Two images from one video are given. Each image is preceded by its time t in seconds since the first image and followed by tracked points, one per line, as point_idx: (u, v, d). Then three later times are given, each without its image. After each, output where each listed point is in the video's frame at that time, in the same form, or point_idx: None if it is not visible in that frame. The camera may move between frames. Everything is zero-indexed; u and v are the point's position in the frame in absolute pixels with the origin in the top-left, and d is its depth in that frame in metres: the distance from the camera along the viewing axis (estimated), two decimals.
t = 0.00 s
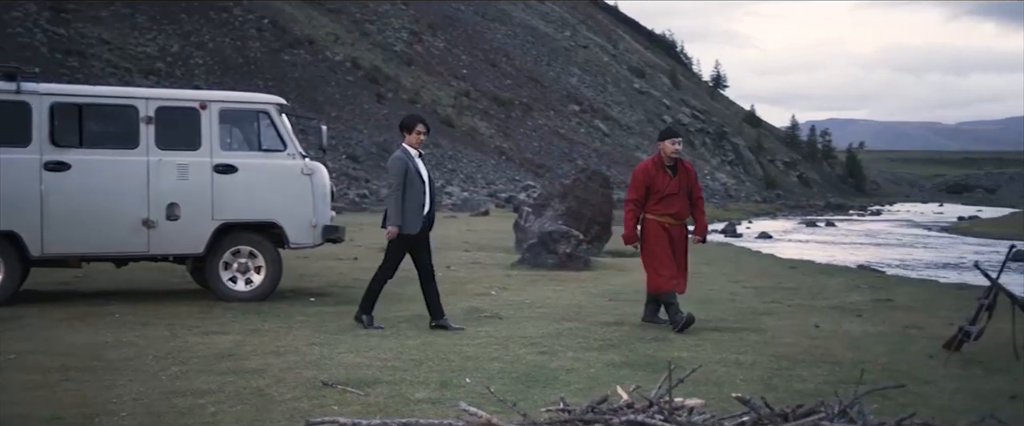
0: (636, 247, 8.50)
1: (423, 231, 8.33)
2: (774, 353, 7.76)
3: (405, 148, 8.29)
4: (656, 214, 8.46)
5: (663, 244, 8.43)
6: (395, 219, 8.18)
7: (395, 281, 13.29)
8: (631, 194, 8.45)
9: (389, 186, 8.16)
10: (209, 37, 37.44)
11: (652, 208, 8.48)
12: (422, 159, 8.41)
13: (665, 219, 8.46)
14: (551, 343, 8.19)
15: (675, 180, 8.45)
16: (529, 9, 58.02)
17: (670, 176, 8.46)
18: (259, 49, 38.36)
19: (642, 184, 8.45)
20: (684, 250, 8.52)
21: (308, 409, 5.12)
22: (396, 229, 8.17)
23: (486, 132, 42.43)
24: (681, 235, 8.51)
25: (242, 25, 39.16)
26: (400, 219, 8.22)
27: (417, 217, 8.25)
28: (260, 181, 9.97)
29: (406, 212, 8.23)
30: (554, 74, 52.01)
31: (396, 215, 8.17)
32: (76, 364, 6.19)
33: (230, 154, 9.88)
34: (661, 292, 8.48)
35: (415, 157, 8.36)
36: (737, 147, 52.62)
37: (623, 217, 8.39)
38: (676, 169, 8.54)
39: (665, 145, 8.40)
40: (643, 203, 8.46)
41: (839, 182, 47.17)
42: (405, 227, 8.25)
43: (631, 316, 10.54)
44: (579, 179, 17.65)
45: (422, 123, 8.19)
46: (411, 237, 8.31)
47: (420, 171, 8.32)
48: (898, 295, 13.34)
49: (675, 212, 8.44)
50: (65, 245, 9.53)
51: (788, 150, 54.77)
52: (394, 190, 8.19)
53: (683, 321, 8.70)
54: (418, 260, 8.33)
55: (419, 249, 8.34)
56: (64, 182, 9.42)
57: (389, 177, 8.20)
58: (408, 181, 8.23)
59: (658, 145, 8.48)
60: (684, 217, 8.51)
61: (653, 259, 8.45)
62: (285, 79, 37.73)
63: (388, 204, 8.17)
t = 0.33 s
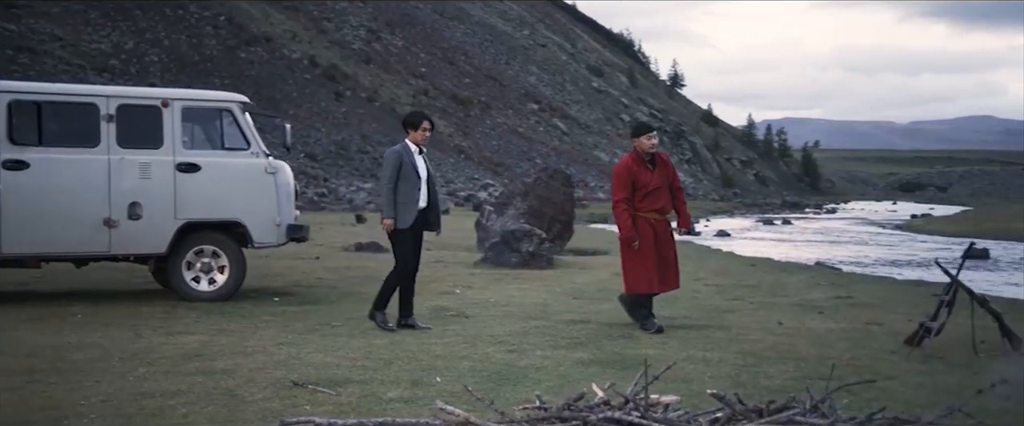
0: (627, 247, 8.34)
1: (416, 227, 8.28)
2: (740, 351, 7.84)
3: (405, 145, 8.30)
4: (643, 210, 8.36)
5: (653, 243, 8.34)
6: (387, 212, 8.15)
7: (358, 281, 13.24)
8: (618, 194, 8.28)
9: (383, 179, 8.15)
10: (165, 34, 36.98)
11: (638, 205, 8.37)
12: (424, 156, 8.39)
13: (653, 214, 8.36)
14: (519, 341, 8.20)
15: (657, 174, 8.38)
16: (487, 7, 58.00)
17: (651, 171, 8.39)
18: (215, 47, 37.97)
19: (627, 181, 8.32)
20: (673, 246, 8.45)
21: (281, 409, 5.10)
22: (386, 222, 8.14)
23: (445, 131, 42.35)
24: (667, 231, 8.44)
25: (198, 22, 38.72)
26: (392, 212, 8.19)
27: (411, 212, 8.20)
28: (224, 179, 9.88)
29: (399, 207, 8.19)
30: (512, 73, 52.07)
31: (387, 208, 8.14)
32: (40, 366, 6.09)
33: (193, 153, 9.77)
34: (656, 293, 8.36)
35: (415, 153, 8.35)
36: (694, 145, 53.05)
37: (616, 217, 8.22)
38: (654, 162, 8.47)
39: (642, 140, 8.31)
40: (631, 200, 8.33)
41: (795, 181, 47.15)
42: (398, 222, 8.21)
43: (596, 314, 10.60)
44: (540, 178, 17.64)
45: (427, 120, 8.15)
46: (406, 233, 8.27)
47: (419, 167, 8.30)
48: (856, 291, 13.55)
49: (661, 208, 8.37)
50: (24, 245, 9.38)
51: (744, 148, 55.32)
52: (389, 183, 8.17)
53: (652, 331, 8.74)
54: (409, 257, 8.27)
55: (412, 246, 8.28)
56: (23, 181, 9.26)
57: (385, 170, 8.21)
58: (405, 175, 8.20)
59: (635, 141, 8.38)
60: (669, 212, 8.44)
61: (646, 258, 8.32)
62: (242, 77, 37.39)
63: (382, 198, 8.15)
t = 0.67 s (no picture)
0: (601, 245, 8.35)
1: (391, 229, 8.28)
2: (699, 348, 7.94)
3: (387, 144, 8.30)
4: (616, 207, 8.38)
5: (626, 241, 8.40)
6: (362, 211, 8.15)
7: (315, 281, 13.18)
8: (597, 190, 8.21)
9: (362, 178, 8.15)
10: (111, 31, 36.39)
11: (612, 202, 8.36)
12: (405, 158, 8.39)
13: (625, 212, 8.41)
14: (479, 341, 8.20)
15: (631, 172, 8.38)
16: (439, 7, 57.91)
17: (625, 168, 8.38)
18: (164, 44, 37.46)
19: (603, 178, 8.26)
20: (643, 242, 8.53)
21: (243, 410, 5.07)
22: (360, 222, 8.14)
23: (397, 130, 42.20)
24: (639, 228, 8.50)
25: (145, 19, 38.20)
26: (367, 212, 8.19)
27: (386, 214, 8.20)
28: (178, 179, 9.75)
29: (375, 208, 8.18)
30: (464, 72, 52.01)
31: (363, 207, 8.13)
32: None
33: (146, 152, 9.63)
34: (627, 290, 8.48)
35: (397, 154, 8.35)
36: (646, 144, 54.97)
37: (596, 215, 8.18)
38: (626, 159, 8.45)
39: (619, 137, 8.26)
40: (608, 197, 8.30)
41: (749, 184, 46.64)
42: (373, 221, 8.21)
43: (554, 313, 10.64)
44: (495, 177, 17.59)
45: (410, 123, 8.13)
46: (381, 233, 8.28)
47: (398, 169, 8.30)
48: (808, 289, 13.78)
49: (634, 205, 8.40)
50: None
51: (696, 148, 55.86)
52: (367, 182, 8.18)
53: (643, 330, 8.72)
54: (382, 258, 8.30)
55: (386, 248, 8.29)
56: None
57: (364, 169, 8.20)
58: (383, 176, 8.20)
59: (611, 137, 8.28)
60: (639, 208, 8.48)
61: (619, 255, 8.42)
62: (191, 75, 36.93)
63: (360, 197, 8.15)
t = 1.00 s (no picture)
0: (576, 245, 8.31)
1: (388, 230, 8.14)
2: (661, 346, 8.02)
3: (373, 145, 8.07)
4: (595, 209, 8.31)
5: (604, 243, 8.31)
6: (361, 218, 7.97)
7: (273, 280, 13.09)
8: (573, 189, 8.19)
9: (356, 182, 7.93)
10: (60, 28, 35.74)
11: (591, 202, 8.31)
12: (390, 156, 8.22)
13: (605, 215, 8.32)
14: (443, 340, 8.21)
15: (615, 173, 8.31)
16: (394, 5, 57.77)
17: (610, 169, 8.32)
18: (115, 42, 36.95)
19: (583, 177, 8.23)
20: (626, 246, 8.39)
21: (211, 412, 5.03)
22: (360, 227, 7.97)
23: (352, 129, 42.05)
24: (620, 231, 8.40)
25: (95, 15, 37.60)
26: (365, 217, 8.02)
27: (383, 216, 8.05)
28: (137, 178, 9.62)
29: (374, 211, 8.03)
30: (420, 72, 51.92)
31: (362, 212, 7.97)
32: None
33: (101, 152, 9.48)
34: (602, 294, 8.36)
35: (382, 153, 8.16)
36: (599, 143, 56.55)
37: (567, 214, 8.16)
38: (614, 161, 8.39)
39: (606, 137, 8.20)
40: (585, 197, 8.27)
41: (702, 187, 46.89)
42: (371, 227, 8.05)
43: (516, 312, 10.67)
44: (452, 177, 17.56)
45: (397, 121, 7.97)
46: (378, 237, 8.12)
47: (386, 168, 8.13)
48: (765, 287, 13.97)
49: (616, 208, 8.31)
50: None
51: (650, 147, 56.40)
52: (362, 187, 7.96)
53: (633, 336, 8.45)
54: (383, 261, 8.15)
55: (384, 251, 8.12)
56: None
57: (356, 172, 7.97)
58: (375, 178, 8.02)
59: (600, 136, 8.26)
60: (622, 211, 8.38)
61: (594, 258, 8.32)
62: (143, 73, 36.44)
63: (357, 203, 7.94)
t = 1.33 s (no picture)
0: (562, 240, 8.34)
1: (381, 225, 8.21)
2: (625, 343, 8.08)
3: (359, 141, 8.10)
4: (580, 204, 8.32)
5: (591, 239, 8.32)
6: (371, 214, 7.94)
7: (232, 280, 12.99)
8: (557, 184, 8.23)
9: (352, 180, 7.93)
10: (7, 23, 35.06)
11: (578, 197, 8.33)
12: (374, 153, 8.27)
13: (590, 211, 8.32)
14: (407, 339, 8.20)
15: (603, 169, 8.29)
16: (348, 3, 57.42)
17: (597, 165, 8.31)
18: (63, 38, 36.30)
19: (568, 172, 8.24)
20: (611, 243, 8.45)
21: (178, 412, 5.00)
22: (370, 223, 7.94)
23: (307, 128, 41.72)
24: (606, 227, 8.43)
25: (43, 11, 36.94)
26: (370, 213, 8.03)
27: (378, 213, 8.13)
28: (94, 177, 9.48)
29: (371, 207, 8.09)
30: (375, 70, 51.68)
31: (367, 209, 7.97)
32: None
33: (57, 150, 9.33)
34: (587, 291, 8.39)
35: (368, 150, 8.19)
36: (555, 142, 56.78)
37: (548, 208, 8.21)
38: (603, 157, 8.39)
39: (595, 132, 8.20)
40: (570, 192, 8.29)
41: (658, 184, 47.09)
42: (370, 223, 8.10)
43: (480, 311, 10.70)
44: (412, 175, 17.56)
45: (382, 116, 8.09)
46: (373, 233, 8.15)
47: (374, 164, 8.18)
48: (724, 285, 14.14)
49: (602, 204, 8.31)
50: None
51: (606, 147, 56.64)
52: (354, 185, 7.96)
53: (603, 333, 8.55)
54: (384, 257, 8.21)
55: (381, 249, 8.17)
56: None
57: (349, 170, 7.96)
58: (366, 176, 8.06)
59: (590, 130, 8.26)
60: (609, 208, 8.39)
61: (581, 253, 8.32)
62: (93, 69, 35.88)
63: (355, 200, 7.92)
